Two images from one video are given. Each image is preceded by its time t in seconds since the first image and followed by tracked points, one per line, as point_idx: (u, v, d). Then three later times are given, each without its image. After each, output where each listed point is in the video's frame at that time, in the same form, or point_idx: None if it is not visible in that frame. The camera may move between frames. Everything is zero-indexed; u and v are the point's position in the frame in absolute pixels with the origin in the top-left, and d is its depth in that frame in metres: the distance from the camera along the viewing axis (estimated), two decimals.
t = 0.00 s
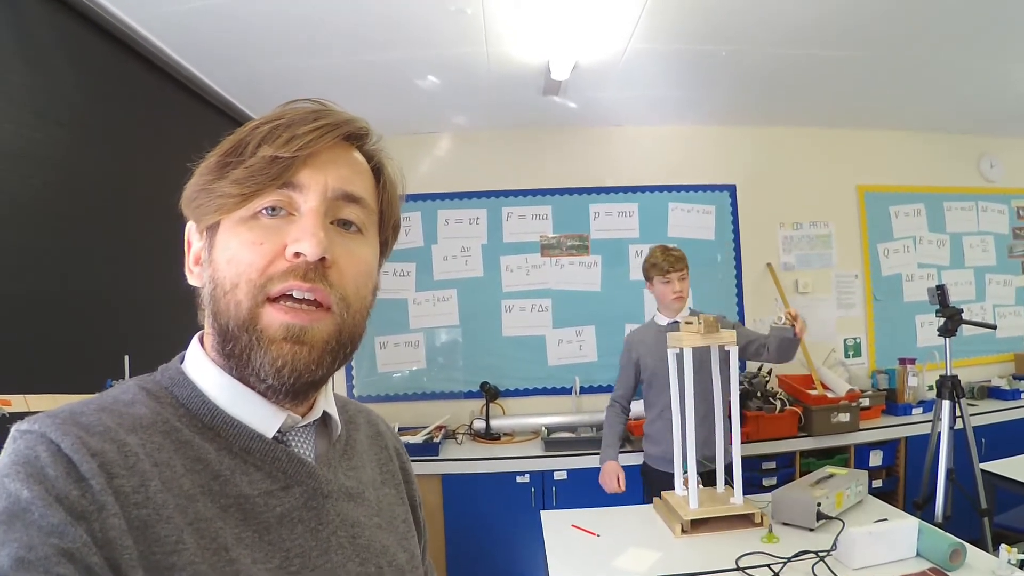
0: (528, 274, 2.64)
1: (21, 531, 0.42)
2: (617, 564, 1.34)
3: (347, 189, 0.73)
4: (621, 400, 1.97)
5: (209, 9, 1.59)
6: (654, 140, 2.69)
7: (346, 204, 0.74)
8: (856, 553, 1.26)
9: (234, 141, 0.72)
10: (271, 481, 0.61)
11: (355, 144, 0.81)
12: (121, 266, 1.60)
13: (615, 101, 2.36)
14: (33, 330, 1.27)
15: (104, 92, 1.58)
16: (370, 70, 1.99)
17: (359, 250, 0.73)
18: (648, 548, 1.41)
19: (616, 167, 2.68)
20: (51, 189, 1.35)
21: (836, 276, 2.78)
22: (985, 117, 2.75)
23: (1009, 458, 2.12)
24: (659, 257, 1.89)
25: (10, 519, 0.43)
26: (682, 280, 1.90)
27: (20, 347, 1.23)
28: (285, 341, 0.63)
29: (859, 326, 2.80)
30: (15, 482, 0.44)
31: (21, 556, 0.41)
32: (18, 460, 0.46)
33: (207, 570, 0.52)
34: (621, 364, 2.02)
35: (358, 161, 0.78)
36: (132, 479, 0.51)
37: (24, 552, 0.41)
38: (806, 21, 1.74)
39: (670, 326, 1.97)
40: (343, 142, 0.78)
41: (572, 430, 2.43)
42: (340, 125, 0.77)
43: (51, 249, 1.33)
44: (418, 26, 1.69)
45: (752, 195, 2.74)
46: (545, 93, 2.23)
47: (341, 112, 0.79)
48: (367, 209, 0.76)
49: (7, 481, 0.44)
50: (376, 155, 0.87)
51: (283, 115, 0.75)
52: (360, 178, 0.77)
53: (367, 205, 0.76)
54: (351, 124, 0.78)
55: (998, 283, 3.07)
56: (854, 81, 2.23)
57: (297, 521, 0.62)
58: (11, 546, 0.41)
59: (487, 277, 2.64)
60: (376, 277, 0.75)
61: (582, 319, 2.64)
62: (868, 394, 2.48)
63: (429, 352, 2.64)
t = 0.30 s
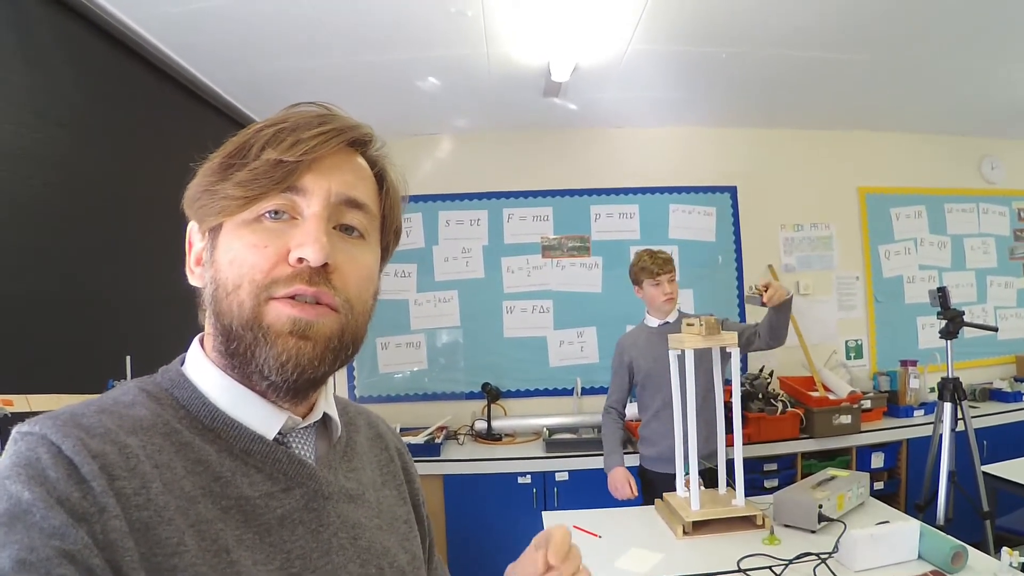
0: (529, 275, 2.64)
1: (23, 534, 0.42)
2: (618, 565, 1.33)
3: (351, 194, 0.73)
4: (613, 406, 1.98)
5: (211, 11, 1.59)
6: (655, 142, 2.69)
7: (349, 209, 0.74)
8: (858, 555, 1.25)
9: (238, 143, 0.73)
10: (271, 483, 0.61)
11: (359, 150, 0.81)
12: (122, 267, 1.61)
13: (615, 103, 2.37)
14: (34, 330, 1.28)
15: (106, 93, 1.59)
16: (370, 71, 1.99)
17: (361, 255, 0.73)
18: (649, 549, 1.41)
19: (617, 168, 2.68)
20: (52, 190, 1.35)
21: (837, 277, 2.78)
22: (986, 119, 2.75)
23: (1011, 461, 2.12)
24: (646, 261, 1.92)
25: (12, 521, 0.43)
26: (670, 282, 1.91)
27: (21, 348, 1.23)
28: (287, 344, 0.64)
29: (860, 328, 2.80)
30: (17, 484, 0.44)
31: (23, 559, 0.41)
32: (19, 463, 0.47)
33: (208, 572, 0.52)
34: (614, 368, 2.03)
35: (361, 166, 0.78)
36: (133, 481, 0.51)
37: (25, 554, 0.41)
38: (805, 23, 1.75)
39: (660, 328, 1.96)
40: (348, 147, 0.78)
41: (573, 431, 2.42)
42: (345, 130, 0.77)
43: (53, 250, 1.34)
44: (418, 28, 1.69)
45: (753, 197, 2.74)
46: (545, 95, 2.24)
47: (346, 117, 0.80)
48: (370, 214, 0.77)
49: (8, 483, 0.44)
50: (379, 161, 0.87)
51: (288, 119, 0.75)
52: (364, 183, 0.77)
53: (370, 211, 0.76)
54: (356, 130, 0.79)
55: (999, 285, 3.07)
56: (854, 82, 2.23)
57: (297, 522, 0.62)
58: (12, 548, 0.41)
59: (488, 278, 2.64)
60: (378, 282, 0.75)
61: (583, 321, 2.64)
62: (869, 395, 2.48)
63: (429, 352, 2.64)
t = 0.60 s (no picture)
0: (530, 273, 2.64)
1: (22, 532, 0.42)
2: (618, 564, 1.33)
3: (356, 194, 0.73)
4: (617, 405, 1.97)
5: (212, 7, 1.59)
6: (658, 141, 2.69)
7: (354, 209, 0.74)
8: (858, 555, 1.25)
9: (245, 141, 0.73)
10: (271, 481, 0.61)
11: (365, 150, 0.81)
12: (124, 263, 1.61)
13: (618, 102, 2.36)
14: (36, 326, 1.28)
15: (108, 90, 1.58)
16: (374, 69, 1.99)
17: (366, 255, 0.73)
18: (649, 548, 1.41)
19: (618, 167, 2.68)
20: (54, 186, 1.35)
21: (838, 277, 2.78)
22: (989, 120, 2.74)
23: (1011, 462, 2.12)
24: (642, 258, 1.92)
25: (11, 520, 0.43)
26: (665, 281, 1.90)
27: (22, 344, 1.23)
28: (291, 343, 0.63)
29: (861, 328, 2.80)
30: (16, 483, 0.44)
31: (22, 556, 0.41)
32: (19, 460, 0.46)
33: (207, 571, 0.52)
34: (614, 366, 2.02)
35: (367, 166, 0.78)
36: (133, 479, 0.51)
37: (24, 553, 0.41)
38: (810, 22, 1.75)
39: (658, 326, 1.96)
40: (355, 146, 0.78)
41: (573, 430, 2.42)
42: (352, 129, 0.77)
43: (54, 246, 1.34)
44: (423, 25, 1.69)
45: (755, 197, 2.74)
46: (548, 93, 2.23)
47: (353, 116, 0.80)
48: (374, 214, 0.76)
49: (7, 481, 0.44)
50: (384, 161, 0.87)
51: (295, 118, 0.75)
52: (370, 183, 0.77)
53: (375, 211, 0.76)
54: (363, 129, 0.79)
55: (1001, 285, 3.06)
56: (858, 82, 2.22)
57: (297, 521, 0.62)
58: (12, 547, 0.41)
59: (489, 276, 2.64)
60: (381, 282, 0.75)
61: (584, 319, 2.64)
62: (870, 395, 2.48)
63: (430, 350, 2.64)
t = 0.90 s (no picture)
0: (528, 272, 2.64)
1: (21, 532, 0.42)
2: (617, 560, 1.34)
3: (355, 196, 0.73)
4: (619, 403, 1.97)
5: (208, 9, 1.59)
6: (654, 139, 2.69)
7: (353, 211, 0.74)
8: (857, 550, 1.26)
9: (245, 142, 0.73)
10: (269, 482, 0.61)
11: (365, 151, 0.81)
12: (122, 266, 1.61)
13: (614, 100, 2.36)
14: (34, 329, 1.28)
15: (103, 92, 1.58)
16: (370, 69, 1.99)
17: (365, 258, 0.73)
18: (648, 545, 1.41)
19: (615, 165, 2.68)
20: (52, 189, 1.35)
21: (836, 273, 2.78)
22: (985, 115, 2.74)
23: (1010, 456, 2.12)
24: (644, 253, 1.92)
25: (10, 520, 0.43)
26: (668, 278, 1.91)
27: (20, 347, 1.23)
28: (289, 346, 0.64)
29: (859, 324, 2.80)
30: (14, 483, 0.44)
31: (21, 557, 0.41)
32: (18, 461, 0.47)
33: (205, 571, 0.52)
34: (614, 364, 2.02)
35: (367, 168, 0.78)
36: (131, 479, 0.51)
37: (23, 553, 0.42)
38: (806, 19, 1.75)
39: (659, 323, 1.97)
40: (355, 148, 0.78)
41: (572, 428, 2.43)
42: (352, 131, 0.77)
43: (52, 249, 1.34)
44: (418, 25, 1.69)
45: (752, 193, 2.74)
46: (544, 92, 2.24)
47: (354, 117, 0.80)
48: (374, 216, 0.76)
49: (6, 481, 0.45)
50: (384, 162, 0.87)
51: (295, 119, 0.75)
52: (369, 184, 0.77)
53: (374, 213, 0.76)
54: (362, 131, 0.79)
55: (999, 280, 3.07)
56: (855, 78, 2.22)
57: (295, 521, 0.62)
58: (10, 547, 0.41)
59: (487, 275, 2.64)
60: (380, 285, 0.75)
61: (582, 317, 2.64)
62: (868, 391, 2.49)
63: (429, 350, 2.64)
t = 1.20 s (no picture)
0: (527, 268, 2.64)
1: (20, 532, 0.42)
2: (618, 557, 1.34)
3: (347, 193, 0.73)
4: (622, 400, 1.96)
5: (206, 6, 1.58)
6: (654, 135, 2.69)
7: (346, 208, 0.73)
8: (858, 548, 1.25)
9: (235, 141, 0.72)
10: (268, 482, 0.61)
11: (356, 147, 0.80)
12: (120, 263, 1.60)
13: (614, 96, 2.36)
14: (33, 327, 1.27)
15: (102, 89, 1.57)
16: (369, 64, 1.98)
17: (358, 255, 0.72)
18: (649, 542, 1.41)
19: (615, 161, 2.67)
20: (49, 186, 1.34)
21: (836, 270, 2.78)
22: (986, 111, 2.74)
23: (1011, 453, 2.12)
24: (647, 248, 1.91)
25: (9, 520, 0.43)
26: (672, 275, 1.90)
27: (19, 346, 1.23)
28: (282, 346, 0.63)
29: (859, 320, 2.80)
30: (13, 483, 0.44)
31: (21, 557, 0.41)
32: (17, 461, 0.46)
33: (204, 571, 0.52)
34: (618, 360, 2.01)
35: (358, 164, 0.78)
36: (130, 479, 0.51)
37: (22, 553, 0.41)
38: (807, 15, 1.74)
39: (661, 320, 1.97)
40: (345, 144, 0.78)
41: (572, 425, 2.42)
42: (341, 127, 0.77)
43: (50, 247, 1.33)
44: (418, 20, 1.68)
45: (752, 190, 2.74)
46: (544, 87, 2.23)
47: (344, 113, 0.79)
48: (367, 213, 0.76)
49: (5, 481, 0.44)
50: (378, 157, 0.87)
51: (284, 116, 0.75)
52: (361, 181, 0.77)
53: (367, 209, 0.75)
54: (351, 126, 0.78)
55: (998, 276, 3.07)
56: (856, 75, 2.22)
57: (294, 522, 0.61)
58: (10, 547, 0.41)
59: (486, 272, 2.64)
60: (376, 281, 0.75)
61: (582, 314, 2.64)
62: (868, 388, 2.49)
63: (428, 347, 2.64)
